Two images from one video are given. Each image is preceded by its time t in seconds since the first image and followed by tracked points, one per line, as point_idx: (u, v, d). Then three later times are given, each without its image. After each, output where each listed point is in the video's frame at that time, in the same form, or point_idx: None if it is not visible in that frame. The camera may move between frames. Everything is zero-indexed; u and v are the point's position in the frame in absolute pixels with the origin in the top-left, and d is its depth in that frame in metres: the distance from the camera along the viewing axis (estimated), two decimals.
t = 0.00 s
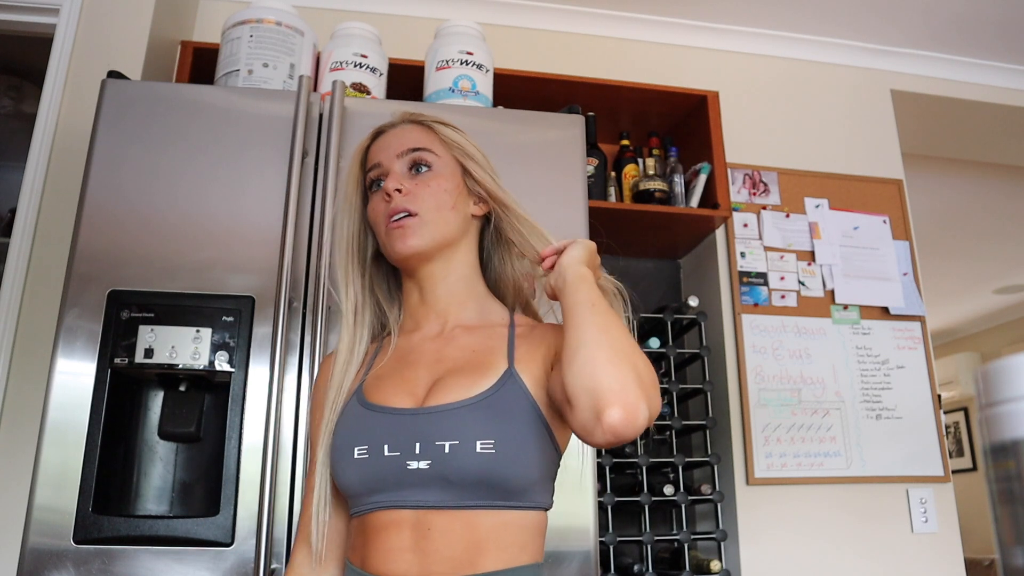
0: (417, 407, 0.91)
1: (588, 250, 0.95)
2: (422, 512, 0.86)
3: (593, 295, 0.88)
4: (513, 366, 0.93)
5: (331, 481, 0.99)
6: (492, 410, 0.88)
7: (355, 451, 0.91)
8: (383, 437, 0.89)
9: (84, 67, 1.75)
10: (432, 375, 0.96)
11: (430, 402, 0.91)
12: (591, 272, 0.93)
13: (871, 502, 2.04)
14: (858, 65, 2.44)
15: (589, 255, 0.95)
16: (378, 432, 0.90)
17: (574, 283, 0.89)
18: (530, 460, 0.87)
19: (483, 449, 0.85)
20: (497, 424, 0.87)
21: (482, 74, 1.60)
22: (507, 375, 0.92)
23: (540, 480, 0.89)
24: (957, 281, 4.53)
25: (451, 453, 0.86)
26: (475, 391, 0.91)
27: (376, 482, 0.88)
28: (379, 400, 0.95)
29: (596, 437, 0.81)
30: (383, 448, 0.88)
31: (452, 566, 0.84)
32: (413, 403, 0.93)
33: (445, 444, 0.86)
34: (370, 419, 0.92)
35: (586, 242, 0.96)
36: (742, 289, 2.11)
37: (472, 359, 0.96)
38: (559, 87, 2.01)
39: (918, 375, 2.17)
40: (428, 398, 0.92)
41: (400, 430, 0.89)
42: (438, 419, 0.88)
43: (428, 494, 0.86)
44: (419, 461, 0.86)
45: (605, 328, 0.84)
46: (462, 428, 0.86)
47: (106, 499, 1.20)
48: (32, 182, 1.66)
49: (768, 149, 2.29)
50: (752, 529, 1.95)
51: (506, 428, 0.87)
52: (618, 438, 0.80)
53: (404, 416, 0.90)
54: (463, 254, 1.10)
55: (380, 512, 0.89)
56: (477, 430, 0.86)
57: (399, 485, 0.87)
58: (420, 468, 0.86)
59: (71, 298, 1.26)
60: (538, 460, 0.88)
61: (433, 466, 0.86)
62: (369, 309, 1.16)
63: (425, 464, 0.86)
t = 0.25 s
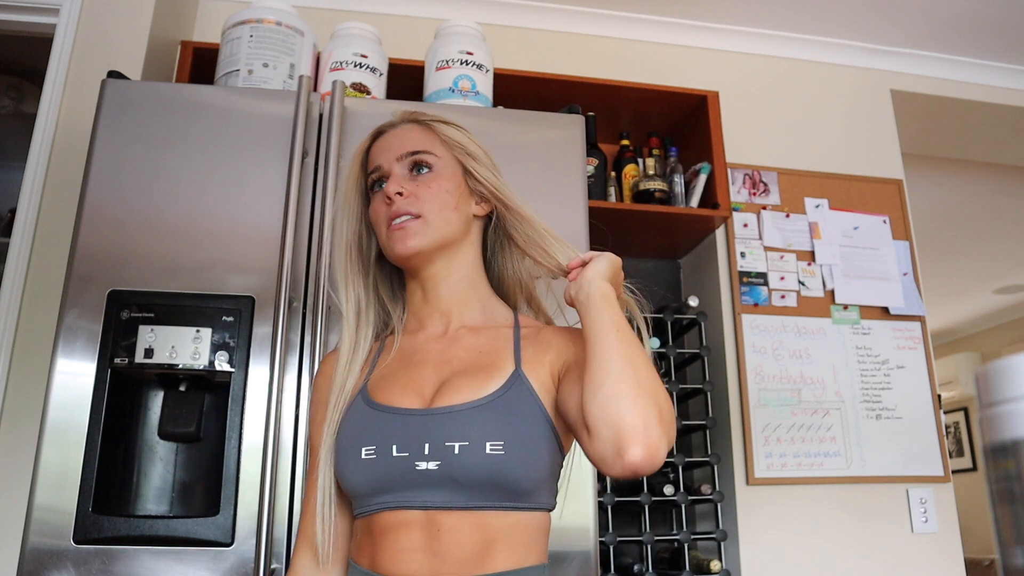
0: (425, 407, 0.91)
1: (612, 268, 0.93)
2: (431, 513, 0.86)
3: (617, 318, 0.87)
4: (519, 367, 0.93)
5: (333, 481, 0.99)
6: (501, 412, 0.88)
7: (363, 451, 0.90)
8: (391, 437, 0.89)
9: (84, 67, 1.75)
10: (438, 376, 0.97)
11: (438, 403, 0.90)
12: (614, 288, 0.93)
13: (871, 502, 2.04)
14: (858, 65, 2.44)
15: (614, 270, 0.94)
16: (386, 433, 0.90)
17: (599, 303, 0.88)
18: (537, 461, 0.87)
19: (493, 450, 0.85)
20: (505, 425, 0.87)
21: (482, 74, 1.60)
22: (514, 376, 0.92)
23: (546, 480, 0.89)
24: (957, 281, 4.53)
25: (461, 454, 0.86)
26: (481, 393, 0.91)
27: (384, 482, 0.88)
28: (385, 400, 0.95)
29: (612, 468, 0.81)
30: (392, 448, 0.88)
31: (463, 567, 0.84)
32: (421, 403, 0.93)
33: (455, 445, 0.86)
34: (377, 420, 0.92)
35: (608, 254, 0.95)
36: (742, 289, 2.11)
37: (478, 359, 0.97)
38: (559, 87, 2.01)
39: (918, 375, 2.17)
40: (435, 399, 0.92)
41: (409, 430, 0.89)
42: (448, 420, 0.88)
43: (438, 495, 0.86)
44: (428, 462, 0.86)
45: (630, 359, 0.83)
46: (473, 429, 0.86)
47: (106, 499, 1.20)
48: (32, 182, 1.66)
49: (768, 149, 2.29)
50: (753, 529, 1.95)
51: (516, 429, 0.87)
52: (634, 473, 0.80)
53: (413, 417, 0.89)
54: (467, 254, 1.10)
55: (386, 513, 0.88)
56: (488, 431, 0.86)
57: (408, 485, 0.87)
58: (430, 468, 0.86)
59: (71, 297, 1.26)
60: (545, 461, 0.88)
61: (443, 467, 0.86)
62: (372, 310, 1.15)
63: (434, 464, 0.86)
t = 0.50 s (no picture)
0: (427, 409, 0.91)
1: (624, 304, 0.91)
2: (432, 514, 0.86)
3: (619, 361, 0.86)
4: (523, 372, 0.93)
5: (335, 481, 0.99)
6: (505, 415, 0.88)
7: (364, 451, 0.90)
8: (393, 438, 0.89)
9: (84, 67, 1.75)
10: (440, 376, 0.97)
11: (441, 404, 0.90)
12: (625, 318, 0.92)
13: (871, 502, 2.04)
14: (858, 65, 2.44)
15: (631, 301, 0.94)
16: (389, 433, 0.90)
17: (606, 341, 0.87)
18: (540, 464, 0.87)
19: (495, 453, 0.85)
20: (507, 428, 0.87)
21: (482, 74, 1.60)
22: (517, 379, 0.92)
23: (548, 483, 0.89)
24: (957, 281, 4.53)
25: (464, 457, 0.85)
26: (484, 395, 0.91)
27: (385, 483, 0.88)
28: (387, 400, 0.95)
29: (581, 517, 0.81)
30: (394, 449, 0.88)
31: (465, 568, 0.84)
32: (423, 404, 0.93)
33: (458, 447, 0.86)
34: (379, 420, 0.92)
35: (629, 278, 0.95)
36: (742, 289, 2.11)
37: (480, 362, 0.97)
38: (560, 87, 2.01)
39: (918, 375, 2.17)
40: (437, 401, 0.92)
41: (412, 431, 0.88)
42: (451, 422, 0.88)
43: (440, 497, 0.86)
44: (431, 464, 0.86)
45: (621, 417, 0.82)
46: (476, 432, 0.86)
47: (106, 499, 1.20)
48: (32, 182, 1.66)
49: (768, 149, 2.29)
50: (753, 529, 1.95)
51: (519, 432, 0.87)
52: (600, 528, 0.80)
53: (416, 418, 0.89)
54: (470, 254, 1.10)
55: (387, 514, 0.88)
56: (491, 433, 0.87)
57: (410, 487, 0.87)
58: (433, 470, 0.86)
59: (72, 297, 1.26)
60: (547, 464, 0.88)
61: (445, 469, 0.86)
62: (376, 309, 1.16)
63: (437, 466, 0.86)
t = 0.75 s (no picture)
0: (424, 409, 0.91)
1: (642, 331, 0.90)
2: (427, 514, 0.86)
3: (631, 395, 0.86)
4: (524, 373, 0.93)
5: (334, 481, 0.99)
6: (502, 416, 0.88)
7: (361, 450, 0.90)
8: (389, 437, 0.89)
9: (84, 67, 1.75)
10: (440, 376, 0.96)
11: (439, 404, 0.91)
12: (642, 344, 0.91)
13: (871, 502, 2.04)
14: (858, 65, 2.44)
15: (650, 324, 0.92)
16: (386, 433, 0.90)
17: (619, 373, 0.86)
18: (538, 466, 0.87)
19: (491, 454, 0.85)
20: (505, 430, 0.87)
21: (482, 74, 1.60)
22: (517, 380, 0.92)
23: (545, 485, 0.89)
24: (957, 281, 4.53)
25: (460, 458, 0.85)
26: (485, 395, 0.91)
27: (381, 482, 0.88)
28: (386, 398, 0.95)
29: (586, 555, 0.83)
30: (390, 448, 0.88)
31: (462, 568, 0.84)
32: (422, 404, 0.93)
33: (453, 447, 0.86)
34: (377, 420, 0.92)
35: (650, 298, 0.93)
36: (742, 289, 2.11)
37: (482, 361, 0.97)
38: (560, 87, 2.01)
39: (918, 375, 2.17)
40: (436, 401, 0.92)
41: (409, 431, 0.88)
42: (447, 423, 0.88)
43: (436, 497, 0.86)
44: (426, 463, 0.86)
45: (635, 459, 0.82)
46: (472, 433, 0.86)
47: (106, 499, 1.20)
48: (32, 183, 1.66)
49: (768, 149, 2.29)
50: (753, 529, 1.95)
51: (516, 434, 0.87)
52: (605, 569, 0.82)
53: (413, 417, 0.89)
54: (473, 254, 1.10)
55: (383, 514, 0.88)
56: (487, 434, 0.87)
57: (405, 486, 0.87)
58: (427, 470, 0.86)
59: (72, 297, 1.26)
60: (544, 466, 0.88)
61: (440, 470, 0.86)
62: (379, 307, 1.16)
63: (432, 466, 0.86)
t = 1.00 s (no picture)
0: (426, 407, 0.91)
1: (660, 361, 0.90)
2: (426, 513, 0.86)
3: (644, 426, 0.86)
4: (528, 374, 0.93)
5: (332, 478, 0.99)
6: (503, 417, 0.88)
7: (362, 447, 0.90)
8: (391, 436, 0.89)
9: (84, 67, 1.75)
10: (442, 374, 0.96)
11: (441, 403, 0.90)
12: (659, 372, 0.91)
13: (871, 502, 2.04)
14: (858, 65, 2.44)
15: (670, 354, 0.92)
16: (387, 431, 0.90)
17: (636, 402, 0.87)
18: (537, 468, 0.87)
19: (492, 456, 0.85)
20: (506, 431, 0.87)
21: (482, 74, 1.60)
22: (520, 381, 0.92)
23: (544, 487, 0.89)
24: (957, 281, 4.53)
25: (461, 458, 0.85)
26: (489, 395, 0.91)
27: (381, 480, 0.88)
28: (387, 396, 0.95)
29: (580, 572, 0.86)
30: (391, 446, 0.88)
31: (460, 568, 0.84)
32: (423, 403, 0.93)
33: (455, 447, 0.86)
34: (378, 418, 0.92)
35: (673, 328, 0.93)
36: (742, 288, 2.11)
37: (485, 360, 0.97)
38: (559, 87, 2.01)
39: (918, 375, 2.17)
40: (438, 399, 0.92)
41: (410, 431, 0.88)
42: (449, 422, 0.88)
43: (435, 497, 0.86)
44: (427, 463, 0.86)
45: (641, 490, 0.83)
46: (474, 433, 0.86)
47: (106, 499, 1.20)
48: (32, 183, 1.66)
49: (768, 149, 2.29)
50: (753, 529, 1.95)
51: (517, 435, 0.87)
52: None
53: (414, 416, 0.89)
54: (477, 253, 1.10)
55: (382, 512, 0.88)
56: (489, 435, 0.87)
57: (406, 485, 0.87)
58: (429, 469, 0.86)
59: (72, 297, 1.26)
60: (544, 468, 0.88)
61: (441, 469, 0.86)
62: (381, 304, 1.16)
63: (433, 465, 0.86)
